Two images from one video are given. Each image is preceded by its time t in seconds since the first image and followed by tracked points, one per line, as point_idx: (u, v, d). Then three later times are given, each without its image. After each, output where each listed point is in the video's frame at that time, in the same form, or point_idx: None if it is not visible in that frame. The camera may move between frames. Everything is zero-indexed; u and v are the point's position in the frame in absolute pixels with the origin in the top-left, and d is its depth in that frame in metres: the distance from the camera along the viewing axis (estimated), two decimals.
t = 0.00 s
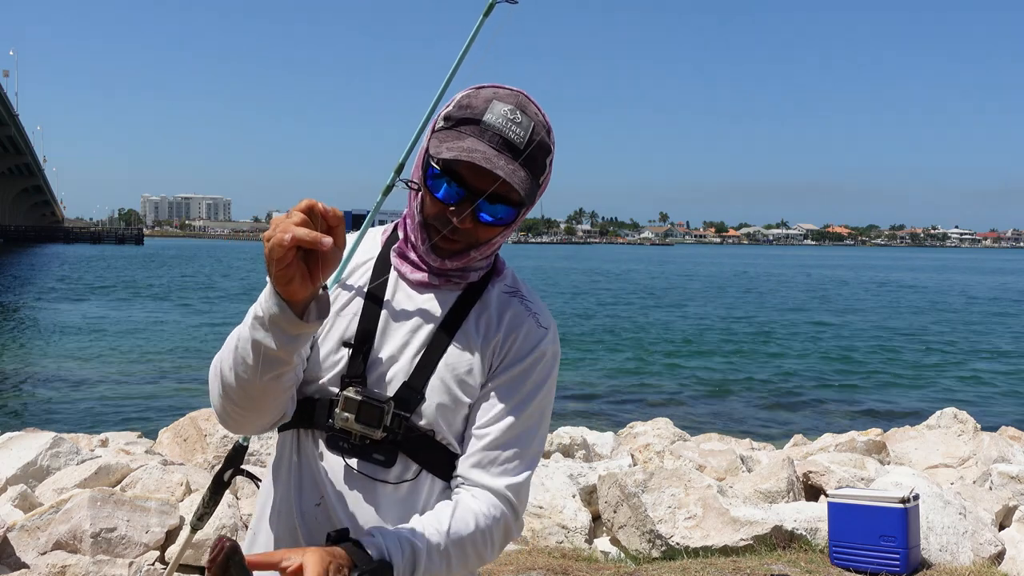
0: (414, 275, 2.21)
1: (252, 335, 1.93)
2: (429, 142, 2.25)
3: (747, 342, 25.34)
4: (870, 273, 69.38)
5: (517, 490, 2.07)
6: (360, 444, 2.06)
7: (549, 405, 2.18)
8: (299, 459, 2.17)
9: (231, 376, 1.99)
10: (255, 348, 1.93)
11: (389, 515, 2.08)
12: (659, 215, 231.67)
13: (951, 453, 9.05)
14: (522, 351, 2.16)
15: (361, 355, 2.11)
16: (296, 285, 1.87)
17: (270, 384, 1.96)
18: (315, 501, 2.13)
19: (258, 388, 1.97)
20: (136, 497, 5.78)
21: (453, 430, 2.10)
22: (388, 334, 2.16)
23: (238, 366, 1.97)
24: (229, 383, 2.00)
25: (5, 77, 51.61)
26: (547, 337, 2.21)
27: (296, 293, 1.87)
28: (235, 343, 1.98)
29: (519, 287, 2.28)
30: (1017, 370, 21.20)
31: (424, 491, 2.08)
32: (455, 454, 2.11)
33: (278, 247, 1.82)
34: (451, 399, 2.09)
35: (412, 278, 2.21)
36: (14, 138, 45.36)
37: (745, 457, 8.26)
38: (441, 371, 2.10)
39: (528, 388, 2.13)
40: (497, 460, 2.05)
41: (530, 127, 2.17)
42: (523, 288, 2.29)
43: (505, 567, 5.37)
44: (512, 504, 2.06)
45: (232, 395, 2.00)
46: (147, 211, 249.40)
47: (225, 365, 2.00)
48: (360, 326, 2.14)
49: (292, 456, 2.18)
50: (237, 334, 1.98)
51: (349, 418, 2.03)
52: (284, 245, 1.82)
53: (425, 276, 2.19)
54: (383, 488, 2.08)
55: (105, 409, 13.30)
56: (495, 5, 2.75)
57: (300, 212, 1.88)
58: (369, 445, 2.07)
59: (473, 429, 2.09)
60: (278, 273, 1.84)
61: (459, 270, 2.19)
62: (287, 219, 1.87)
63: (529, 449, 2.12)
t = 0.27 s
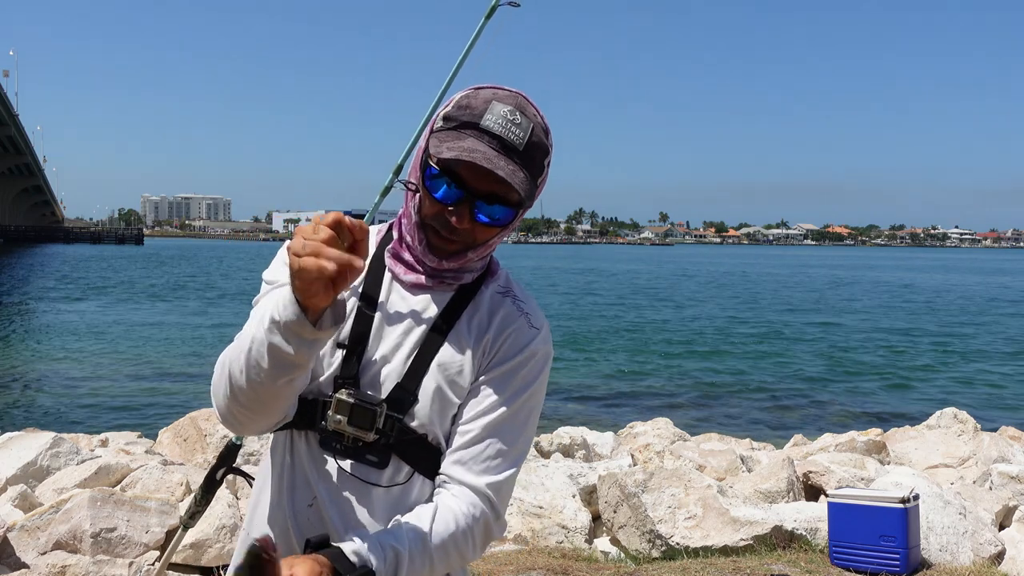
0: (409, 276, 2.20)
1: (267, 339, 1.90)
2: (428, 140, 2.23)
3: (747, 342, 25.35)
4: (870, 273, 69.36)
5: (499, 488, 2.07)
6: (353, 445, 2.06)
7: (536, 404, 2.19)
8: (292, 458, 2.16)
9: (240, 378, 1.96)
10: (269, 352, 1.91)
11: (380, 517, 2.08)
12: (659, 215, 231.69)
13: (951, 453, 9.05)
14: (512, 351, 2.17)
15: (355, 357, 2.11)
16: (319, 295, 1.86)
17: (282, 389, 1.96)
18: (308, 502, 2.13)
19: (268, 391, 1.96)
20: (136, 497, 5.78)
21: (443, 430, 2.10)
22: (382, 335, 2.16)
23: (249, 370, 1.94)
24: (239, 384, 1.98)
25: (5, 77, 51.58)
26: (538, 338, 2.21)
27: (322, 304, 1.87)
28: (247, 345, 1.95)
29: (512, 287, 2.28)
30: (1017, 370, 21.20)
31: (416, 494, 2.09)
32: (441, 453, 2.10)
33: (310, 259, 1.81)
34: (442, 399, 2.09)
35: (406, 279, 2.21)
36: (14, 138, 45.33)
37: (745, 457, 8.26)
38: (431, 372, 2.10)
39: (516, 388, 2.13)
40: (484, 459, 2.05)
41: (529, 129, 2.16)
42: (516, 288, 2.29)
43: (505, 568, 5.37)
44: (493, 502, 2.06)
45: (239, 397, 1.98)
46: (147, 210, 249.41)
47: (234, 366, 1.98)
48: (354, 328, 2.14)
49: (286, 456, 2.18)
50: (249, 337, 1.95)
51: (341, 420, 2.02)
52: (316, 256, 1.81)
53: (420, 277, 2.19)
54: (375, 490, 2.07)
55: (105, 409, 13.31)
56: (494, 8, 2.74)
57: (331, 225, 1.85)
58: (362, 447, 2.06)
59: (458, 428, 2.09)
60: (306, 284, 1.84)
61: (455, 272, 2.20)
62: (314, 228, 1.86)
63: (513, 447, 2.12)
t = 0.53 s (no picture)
0: (404, 276, 2.20)
1: (259, 332, 1.90)
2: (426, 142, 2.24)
3: (747, 342, 25.36)
4: (869, 273, 69.33)
5: (499, 486, 2.07)
6: (348, 443, 2.06)
7: (532, 402, 2.17)
8: (288, 455, 2.16)
9: (235, 371, 1.96)
10: (262, 344, 1.91)
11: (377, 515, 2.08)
12: (659, 215, 231.67)
13: (951, 453, 9.06)
14: (506, 350, 2.15)
15: (351, 355, 2.12)
16: (307, 282, 1.85)
17: (275, 381, 1.96)
18: (304, 499, 2.14)
19: (262, 383, 1.96)
20: (136, 497, 5.78)
21: (440, 429, 2.11)
22: (377, 332, 2.16)
23: (243, 364, 1.95)
24: (233, 379, 1.98)
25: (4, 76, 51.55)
26: (532, 338, 2.18)
27: (308, 290, 1.86)
28: (240, 338, 1.95)
29: (508, 288, 2.27)
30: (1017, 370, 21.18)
31: (415, 492, 2.09)
32: (439, 453, 2.11)
33: (292, 246, 1.80)
34: (436, 400, 2.09)
35: (401, 280, 2.20)
36: (14, 139, 45.31)
37: (746, 457, 8.25)
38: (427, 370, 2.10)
39: (512, 386, 2.12)
40: (483, 459, 2.05)
41: (525, 131, 2.16)
42: (512, 289, 2.27)
43: (506, 568, 5.37)
44: (494, 503, 2.07)
45: (235, 391, 1.99)
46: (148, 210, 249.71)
47: (228, 361, 1.98)
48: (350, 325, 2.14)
49: (282, 454, 2.18)
50: (241, 330, 1.95)
51: (337, 418, 2.03)
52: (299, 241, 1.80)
53: (416, 277, 2.19)
54: (372, 488, 2.07)
55: (105, 409, 13.31)
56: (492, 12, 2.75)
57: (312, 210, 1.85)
58: (357, 444, 2.06)
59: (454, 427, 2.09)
60: (293, 272, 1.83)
61: (450, 272, 2.19)
62: (298, 218, 1.85)
63: (510, 446, 2.11)
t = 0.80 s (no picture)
0: (399, 272, 2.20)
1: (256, 303, 1.90)
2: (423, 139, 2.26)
3: (747, 342, 25.35)
4: (869, 273, 69.37)
5: (482, 482, 2.04)
6: (341, 439, 2.06)
7: (521, 403, 2.15)
8: (284, 449, 2.16)
9: (232, 348, 1.97)
10: (259, 317, 1.91)
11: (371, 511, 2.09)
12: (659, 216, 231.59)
13: (951, 453, 9.06)
14: (499, 347, 2.14)
15: (345, 351, 2.12)
16: (299, 249, 1.84)
17: (272, 355, 1.96)
18: (298, 495, 2.14)
19: (259, 360, 1.96)
20: (136, 497, 5.79)
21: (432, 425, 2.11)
22: (373, 328, 2.16)
23: (241, 340, 1.95)
24: (230, 357, 1.99)
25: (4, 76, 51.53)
26: (524, 338, 2.18)
27: (300, 255, 1.84)
28: (238, 314, 1.95)
29: (502, 289, 2.26)
30: (1017, 371, 21.18)
31: (407, 487, 2.09)
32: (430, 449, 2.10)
33: (285, 209, 1.80)
34: (427, 396, 2.10)
35: (396, 276, 2.20)
36: (14, 138, 45.27)
37: (746, 457, 8.26)
38: (423, 367, 2.10)
39: (504, 384, 2.11)
40: (470, 454, 2.02)
41: (523, 130, 2.18)
42: (505, 291, 2.27)
43: (505, 568, 5.37)
44: (477, 499, 2.03)
45: (232, 367, 1.99)
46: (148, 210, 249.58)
47: (227, 337, 1.98)
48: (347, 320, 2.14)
49: (279, 448, 2.18)
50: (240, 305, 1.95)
51: (329, 414, 2.02)
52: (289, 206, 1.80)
53: (411, 272, 2.19)
54: (363, 484, 2.07)
55: (105, 410, 13.31)
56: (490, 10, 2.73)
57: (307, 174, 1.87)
58: (351, 441, 2.06)
59: (442, 421, 2.07)
60: (285, 239, 1.82)
61: (445, 269, 2.20)
62: (290, 184, 1.85)
63: (498, 444, 2.08)
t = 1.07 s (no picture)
0: (399, 271, 2.21)
1: (257, 293, 1.91)
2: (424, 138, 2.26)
3: (747, 342, 25.35)
4: (868, 273, 69.35)
5: (471, 486, 2.00)
6: (337, 439, 2.06)
7: (517, 404, 2.12)
8: (282, 446, 2.18)
9: (233, 339, 1.97)
10: (260, 306, 1.92)
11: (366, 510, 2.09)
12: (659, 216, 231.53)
13: (951, 453, 9.06)
14: (496, 348, 2.12)
15: (343, 351, 2.14)
16: (300, 237, 1.84)
17: (274, 345, 1.96)
18: (294, 494, 2.15)
19: (261, 350, 1.96)
20: (136, 497, 5.78)
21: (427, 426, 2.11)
22: (371, 328, 2.17)
23: (243, 330, 1.96)
24: (233, 348, 1.99)
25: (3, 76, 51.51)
26: (521, 341, 2.15)
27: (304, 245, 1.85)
28: (238, 304, 1.96)
29: (501, 292, 2.25)
30: (1017, 370, 21.17)
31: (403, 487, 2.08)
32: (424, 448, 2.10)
33: (286, 197, 1.80)
34: (423, 398, 2.10)
35: (396, 276, 2.21)
36: (14, 139, 45.27)
37: (746, 457, 8.25)
38: (419, 366, 2.10)
39: (501, 385, 2.09)
40: (460, 454, 1.99)
41: (522, 129, 2.17)
42: (504, 293, 2.26)
43: (505, 568, 5.37)
44: (465, 500, 2.00)
45: (232, 358, 1.99)
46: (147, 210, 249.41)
47: (229, 328, 1.98)
48: (345, 319, 2.16)
49: (277, 446, 2.19)
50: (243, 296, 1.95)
51: (325, 413, 2.03)
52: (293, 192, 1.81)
53: (410, 272, 2.20)
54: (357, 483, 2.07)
55: (104, 410, 13.30)
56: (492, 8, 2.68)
57: (308, 163, 1.88)
58: (346, 440, 2.07)
59: (434, 422, 2.05)
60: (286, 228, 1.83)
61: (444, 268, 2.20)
62: (294, 173, 1.86)
63: (491, 445, 2.06)
